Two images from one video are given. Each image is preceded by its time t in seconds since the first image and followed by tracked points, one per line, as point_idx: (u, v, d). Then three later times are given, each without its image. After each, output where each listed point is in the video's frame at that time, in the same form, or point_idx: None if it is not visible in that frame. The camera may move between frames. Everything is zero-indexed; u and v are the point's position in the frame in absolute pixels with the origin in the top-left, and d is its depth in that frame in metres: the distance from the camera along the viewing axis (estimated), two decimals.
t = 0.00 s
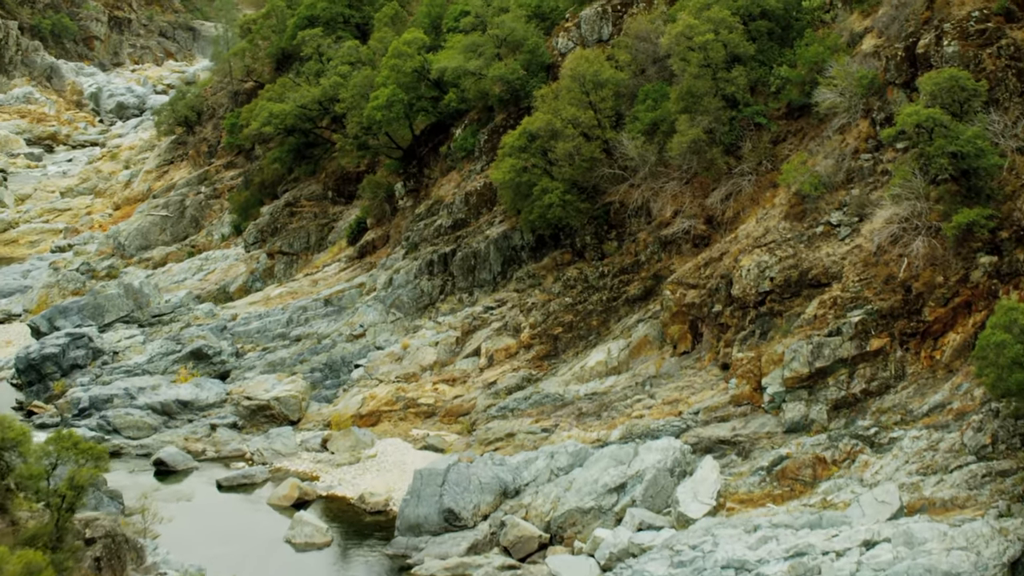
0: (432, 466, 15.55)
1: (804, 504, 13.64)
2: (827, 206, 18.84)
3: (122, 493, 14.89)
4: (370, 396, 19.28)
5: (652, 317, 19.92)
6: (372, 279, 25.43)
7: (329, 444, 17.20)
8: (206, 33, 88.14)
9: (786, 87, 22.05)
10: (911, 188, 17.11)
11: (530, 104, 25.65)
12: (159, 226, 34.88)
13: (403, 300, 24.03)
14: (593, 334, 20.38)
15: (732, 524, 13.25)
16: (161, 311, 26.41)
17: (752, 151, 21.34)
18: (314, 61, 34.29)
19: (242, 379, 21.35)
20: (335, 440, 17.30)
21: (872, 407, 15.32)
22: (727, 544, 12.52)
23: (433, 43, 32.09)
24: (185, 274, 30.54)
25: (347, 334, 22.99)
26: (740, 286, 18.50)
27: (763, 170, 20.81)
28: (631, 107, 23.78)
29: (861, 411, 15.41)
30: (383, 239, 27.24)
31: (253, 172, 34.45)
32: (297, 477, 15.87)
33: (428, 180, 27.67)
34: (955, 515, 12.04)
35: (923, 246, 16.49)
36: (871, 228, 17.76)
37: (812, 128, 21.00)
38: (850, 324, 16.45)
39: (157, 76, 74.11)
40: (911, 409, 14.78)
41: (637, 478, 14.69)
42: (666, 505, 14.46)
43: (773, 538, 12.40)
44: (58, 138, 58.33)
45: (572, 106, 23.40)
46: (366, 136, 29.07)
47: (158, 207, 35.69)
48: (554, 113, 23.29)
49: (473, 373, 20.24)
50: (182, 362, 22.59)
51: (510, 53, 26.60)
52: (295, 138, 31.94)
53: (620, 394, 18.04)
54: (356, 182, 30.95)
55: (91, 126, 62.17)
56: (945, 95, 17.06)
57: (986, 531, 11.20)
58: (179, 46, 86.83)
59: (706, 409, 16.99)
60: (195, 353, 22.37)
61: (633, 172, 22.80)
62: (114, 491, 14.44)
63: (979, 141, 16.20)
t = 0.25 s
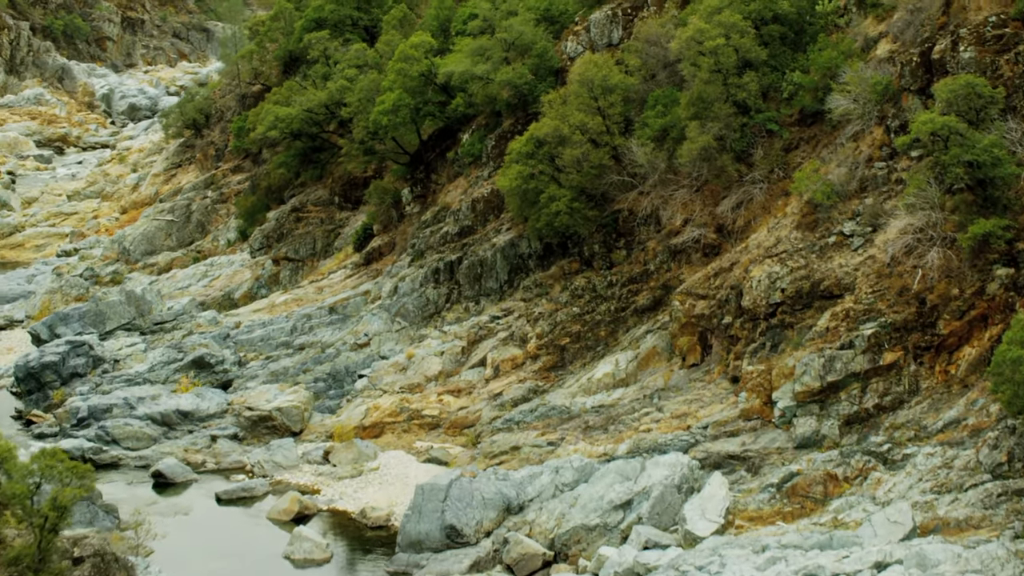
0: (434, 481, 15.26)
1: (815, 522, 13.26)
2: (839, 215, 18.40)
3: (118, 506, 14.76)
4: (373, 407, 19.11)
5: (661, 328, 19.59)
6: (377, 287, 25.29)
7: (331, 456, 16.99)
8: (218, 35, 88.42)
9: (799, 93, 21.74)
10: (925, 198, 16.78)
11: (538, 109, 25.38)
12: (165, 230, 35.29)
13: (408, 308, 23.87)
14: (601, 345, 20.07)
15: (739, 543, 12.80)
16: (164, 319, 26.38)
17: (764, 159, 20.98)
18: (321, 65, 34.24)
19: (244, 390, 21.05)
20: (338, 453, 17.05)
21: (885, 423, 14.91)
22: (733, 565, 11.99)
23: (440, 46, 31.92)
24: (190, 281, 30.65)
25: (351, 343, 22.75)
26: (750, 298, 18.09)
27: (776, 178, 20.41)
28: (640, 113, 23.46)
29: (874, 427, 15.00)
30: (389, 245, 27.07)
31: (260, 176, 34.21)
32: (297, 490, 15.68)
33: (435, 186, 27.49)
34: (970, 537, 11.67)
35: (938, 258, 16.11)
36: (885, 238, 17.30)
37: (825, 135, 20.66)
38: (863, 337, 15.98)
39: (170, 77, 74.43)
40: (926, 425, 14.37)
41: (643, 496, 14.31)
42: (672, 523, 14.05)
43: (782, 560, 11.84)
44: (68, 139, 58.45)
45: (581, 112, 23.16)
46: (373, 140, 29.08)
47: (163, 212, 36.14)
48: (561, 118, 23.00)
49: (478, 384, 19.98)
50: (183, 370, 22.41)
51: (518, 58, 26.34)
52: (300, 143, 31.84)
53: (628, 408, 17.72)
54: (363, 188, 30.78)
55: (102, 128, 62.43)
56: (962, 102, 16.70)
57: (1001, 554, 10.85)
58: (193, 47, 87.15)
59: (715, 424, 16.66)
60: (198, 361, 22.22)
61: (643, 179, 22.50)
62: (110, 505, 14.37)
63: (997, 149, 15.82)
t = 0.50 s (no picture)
0: (436, 497, 15.05)
1: (826, 543, 12.81)
2: (853, 225, 17.91)
3: (112, 521, 14.56)
4: (378, 418, 18.97)
5: (670, 340, 19.29)
6: (383, 295, 25.22)
7: (333, 469, 16.81)
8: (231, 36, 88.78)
9: (812, 99, 21.37)
10: (941, 209, 16.30)
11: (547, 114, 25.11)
12: (171, 235, 35.53)
13: (414, 317, 23.73)
14: (609, 357, 19.76)
15: (748, 565, 12.35)
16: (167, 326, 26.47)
17: (777, 167, 20.57)
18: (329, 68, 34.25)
19: (246, 403, 20.71)
20: (340, 465, 16.88)
21: (899, 439, 14.47)
22: None
23: (448, 50, 31.75)
24: (195, 287, 30.76)
25: (356, 353, 22.70)
26: (762, 310, 17.76)
27: (788, 187, 20.01)
28: (650, 120, 23.22)
29: (888, 443, 14.58)
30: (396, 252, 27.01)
31: (268, 181, 34.29)
32: (298, 504, 15.50)
33: (443, 193, 27.30)
34: (987, 560, 11.17)
35: (954, 270, 15.52)
36: (900, 249, 16.78)
37: (840, 142, 20.23)
38: (876, 351, 15.53)
39: (183, 79, 74.66)
40: (941, 442, 13.89)
41: (650, 513, 13.94)
42: (680, 542, 13.63)
43: None
44: (80, 141, 58.55)
45: (589, 118, 22.85)
46: (380, 146, 28.91)
47: (170, 217, 36.43)
48: (569, 125, 22.76)
49: (484, 396, 19.68)
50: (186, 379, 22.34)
51: (526, 62, 26.12)
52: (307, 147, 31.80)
53: (636, 422, 17.38)
54: (370, 193, 30.63)
55: (114, 130, 62.61)
56: (979, 110, 16.29)
57: None
58: (207, 48, 87.41)
59: (724, 438, 16.31)
60: (199, 370, 22.11)
61: (653, 187, 22.12)
62: (104, 519, 14.20)
63: (1015, 159, 15.36)
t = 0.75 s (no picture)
0: (438, 514, 14.72)
1: (838, 564, 12.32)
2: (867, 236, 17.44)
3: (106, 536, 14.35)
4: (383, 430, 18.79)
5: (680, 352, 18.93)
6: (389, 304, 25.09)
7: (335, 483, 16.62)
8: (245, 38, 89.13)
9: (826, 105, 21.02)
10: (958, 219, 15.82)
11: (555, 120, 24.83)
12: (177, 241, 35.70)
13: (421, 326, 23.53)
14: (618, 369, 19.42)
15: None
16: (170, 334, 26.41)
17: (790, 176, 20.14)
18: (336, 71, 34.21)
19: (246, 412, 20.62)
20: (342, 480, 16.71)
21: (914, 457, 13.96)
22: None
23: (457, 53, 31.54)
24: (200, 294, 30.78)
25: (361, 362, 22.49)
26: (774, 323, 17.28)
27: (801, 197, 19.59)
28: (662, 126, 22.93)
29: (903, 461, 14.06)
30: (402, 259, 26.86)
31: (275, 186, 34.23)
32: (298, 519, 15.28)
33: (451, 199, 27.09)
34: None
35: (971, 283, 14.99)
36: (916, 260, 16.30)
37: (854, 150, 19.84)
38: (891, 367, 15.03)
39: (196, 80, 74.83)
40: (958, 460, 13.38)
41: (657, 532, 13.63)
42: (688, 561, 13.32)
43: None
44: (90, 143, 58.57)
45: (598, 125, 22.57)
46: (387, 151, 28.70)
47: (176, 221, 36.62)
48: (577, 132, 22.49)
49: (490, 409, 19.43)
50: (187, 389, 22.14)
51: (535, 67, 25.83)
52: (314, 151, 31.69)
53: (645, 437, 17.00)
54: (377, 199, 30.49)
55: (126, 132, 62.73)
56: (998, 117, 15.89)
57: None
58: (221, 49, 87.59)
59: (734, 454, 15.85)
60: (201, 380, 21.96)
61: (663, 196, 21.76)
62: (99, 534, 14.11)
63: None
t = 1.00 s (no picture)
0: (441, 531, 14.59)
1: None
2: (883, 247, 17.00)
3: (102, 553, 14.11)
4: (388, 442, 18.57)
5: (691, 365, 18.56)
6: (395, 313, 24.89)
7: (337, 497, 16.39)
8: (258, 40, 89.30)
9: (841, 112, 20.58)
10: (977, 231, 15.38)
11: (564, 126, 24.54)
12: (184, 245, 35.78)
13: (427, 337, 23.27)
14: (628, 382, 19.08)
15: None
16: (173, 342, 26.30)
17: (805, 184, 19.66)
18: (344, 75, 34.09)
19: (248, 423, 20.41)
20: (345, 493, 16.52)
21: (930, 476, 13.44)
22: None
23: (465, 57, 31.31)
24: (206, 300, 30.68)
25: (366, 373, 22.25)
26: (787, 337, 16.84)
27: (815, 207, 19.16)
28: (673, 133, 22.58)
29: (918, 480, 13.54)
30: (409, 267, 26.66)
31: (282, 191, 34.09)
32: (301, 535, 15.06)
33: (459, 206, 26.84)
34: None
35: (990, 297, 14.44)
36: (933, 273, 15.82)
37: (870, 159, 19.43)
38: (907, 383, 14.53)
39: (209, 81, 74.92)
40: (975, 480, 12.83)
41: (665, 552, 13.28)
42: None
43: None
44: (101, 145, 58.57)
45: (608, 131, 22.26)
46: (394, 156, 28.47)
47: (183, 226, 36.70)
48: (586, 139, 22.20)
49: (496, 421, 19.14)
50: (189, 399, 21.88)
51: (544, 71, 25.56)
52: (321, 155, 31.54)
53: (654, 454, 16.64)
54: (385, 204, 30.31)
55: (137, 133, 62.80)
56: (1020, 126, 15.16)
57: None
58: (236, 50, 87.78)
59: (745, 471, 15.47)
60: (204, 390, 21.74)
61: (675, 205, 21.43)
62: (93, 550, 13.77)
63: None
